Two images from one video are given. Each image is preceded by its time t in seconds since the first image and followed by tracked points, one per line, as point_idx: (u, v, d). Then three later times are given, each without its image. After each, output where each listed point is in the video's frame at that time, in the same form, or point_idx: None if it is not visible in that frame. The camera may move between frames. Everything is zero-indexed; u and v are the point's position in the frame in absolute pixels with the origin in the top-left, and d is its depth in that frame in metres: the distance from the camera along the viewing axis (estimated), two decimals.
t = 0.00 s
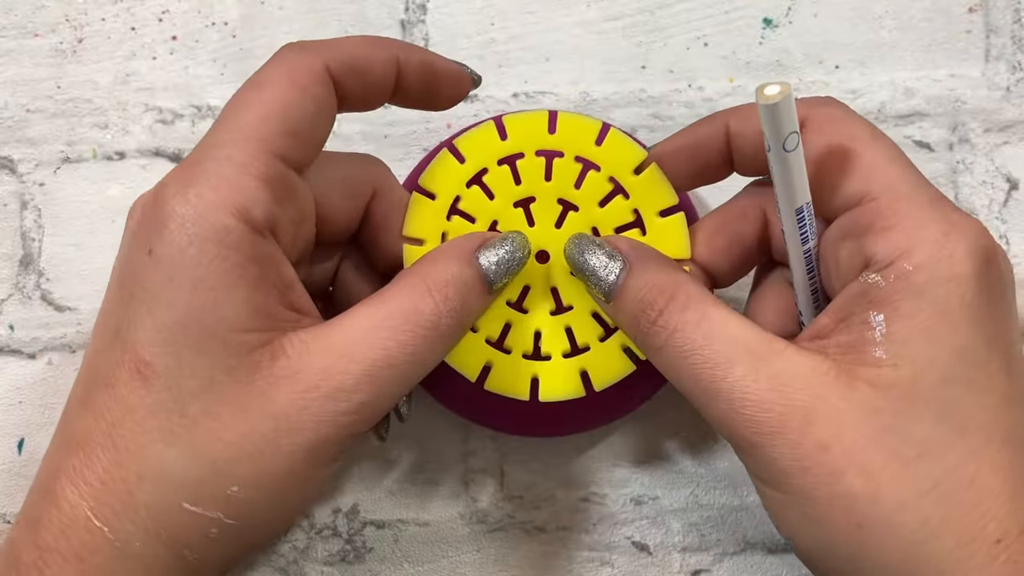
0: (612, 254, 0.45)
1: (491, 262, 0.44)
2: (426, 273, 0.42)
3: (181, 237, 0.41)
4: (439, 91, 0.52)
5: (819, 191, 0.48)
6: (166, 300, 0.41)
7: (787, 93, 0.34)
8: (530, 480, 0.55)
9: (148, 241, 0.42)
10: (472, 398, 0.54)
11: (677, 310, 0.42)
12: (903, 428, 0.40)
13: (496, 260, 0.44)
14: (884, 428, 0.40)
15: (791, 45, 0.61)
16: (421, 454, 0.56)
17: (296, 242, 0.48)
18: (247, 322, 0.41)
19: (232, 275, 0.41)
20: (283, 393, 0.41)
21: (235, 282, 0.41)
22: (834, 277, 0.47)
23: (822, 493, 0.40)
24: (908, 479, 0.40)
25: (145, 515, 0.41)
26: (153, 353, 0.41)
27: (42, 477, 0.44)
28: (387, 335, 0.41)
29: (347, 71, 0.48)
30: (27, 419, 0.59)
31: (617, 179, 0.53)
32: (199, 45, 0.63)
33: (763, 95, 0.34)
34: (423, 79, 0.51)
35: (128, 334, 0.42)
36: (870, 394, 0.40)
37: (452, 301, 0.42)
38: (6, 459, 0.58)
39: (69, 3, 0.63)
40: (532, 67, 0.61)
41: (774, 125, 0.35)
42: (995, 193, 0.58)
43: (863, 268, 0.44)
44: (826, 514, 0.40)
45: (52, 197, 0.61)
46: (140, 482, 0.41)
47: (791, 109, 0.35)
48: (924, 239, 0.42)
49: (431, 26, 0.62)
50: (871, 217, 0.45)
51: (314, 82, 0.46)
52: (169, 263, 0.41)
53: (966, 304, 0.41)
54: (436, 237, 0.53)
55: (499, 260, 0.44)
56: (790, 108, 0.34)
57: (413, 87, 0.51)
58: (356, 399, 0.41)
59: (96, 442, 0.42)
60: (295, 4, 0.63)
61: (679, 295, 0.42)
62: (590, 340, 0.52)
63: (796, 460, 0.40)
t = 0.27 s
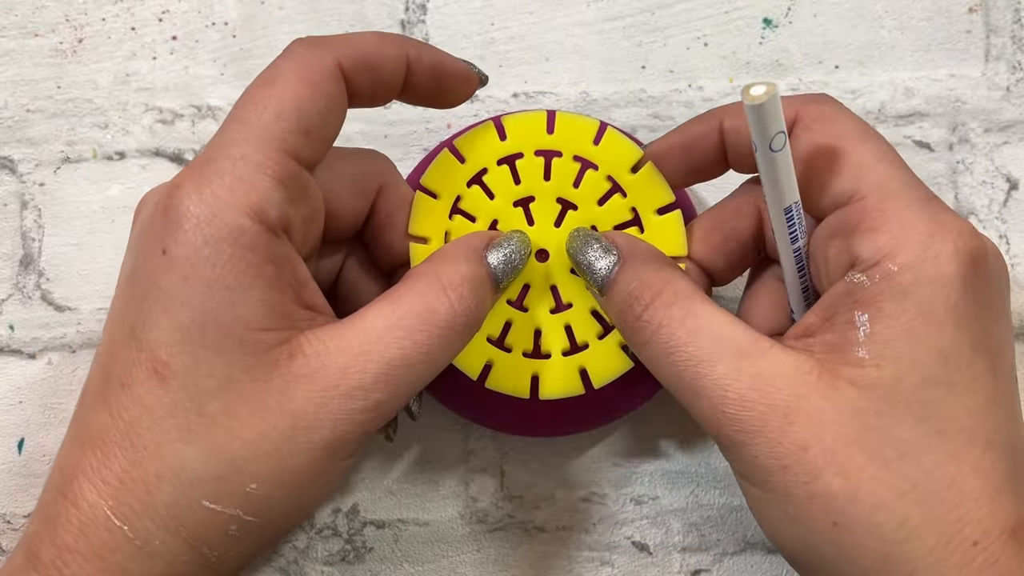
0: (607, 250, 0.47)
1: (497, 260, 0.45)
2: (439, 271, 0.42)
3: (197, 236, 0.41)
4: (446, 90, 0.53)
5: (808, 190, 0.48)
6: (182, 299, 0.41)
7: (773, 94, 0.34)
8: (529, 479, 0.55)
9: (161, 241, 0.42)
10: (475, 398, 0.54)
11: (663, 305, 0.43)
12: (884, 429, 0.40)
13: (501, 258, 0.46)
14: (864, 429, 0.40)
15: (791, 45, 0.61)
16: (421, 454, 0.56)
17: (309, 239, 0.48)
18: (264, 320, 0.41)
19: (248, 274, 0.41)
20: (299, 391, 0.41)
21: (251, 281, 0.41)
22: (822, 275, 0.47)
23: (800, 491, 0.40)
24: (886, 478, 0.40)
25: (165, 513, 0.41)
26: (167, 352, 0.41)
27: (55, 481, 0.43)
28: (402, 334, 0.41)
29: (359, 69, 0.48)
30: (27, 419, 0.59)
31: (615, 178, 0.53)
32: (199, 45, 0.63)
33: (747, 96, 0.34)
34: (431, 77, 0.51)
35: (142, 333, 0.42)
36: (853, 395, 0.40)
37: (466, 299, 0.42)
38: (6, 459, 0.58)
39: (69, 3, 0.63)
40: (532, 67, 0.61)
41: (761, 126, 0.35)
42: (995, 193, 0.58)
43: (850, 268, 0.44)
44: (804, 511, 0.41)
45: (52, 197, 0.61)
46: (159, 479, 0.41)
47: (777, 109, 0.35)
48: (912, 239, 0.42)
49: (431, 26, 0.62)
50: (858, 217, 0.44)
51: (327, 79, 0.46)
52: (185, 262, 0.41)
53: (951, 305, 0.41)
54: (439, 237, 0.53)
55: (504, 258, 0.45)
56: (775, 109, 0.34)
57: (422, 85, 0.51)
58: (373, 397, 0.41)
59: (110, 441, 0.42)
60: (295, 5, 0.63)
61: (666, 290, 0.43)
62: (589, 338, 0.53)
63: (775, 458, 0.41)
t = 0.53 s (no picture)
0: (607, 247, 0.47)
1: (501, 259, 0.46)
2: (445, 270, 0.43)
3: (203, 233, 0.41)
4: (451, 90, 0.52)
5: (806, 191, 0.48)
6: (188, 295, 0.41)
7: (770, 92, 0.34)
8: (529, 479, 0.55)
9: (167, 237, 0.42)
10: (476, 397, 0.54)
11: (660, 303, 0.43)
12: (879, 427, 0.40)
13: (504, 256, 0.46)
14: (859, 428, 0.40)
15: (791, 45, 0.61)
16: (421, 455, 0.56)
17: (314, 237, 0.48)
18: (269, 316, 0.41)
19: (254, 271, 0.41)
20: (305, 387, 0.41)
21: (257, 278, 0.41)
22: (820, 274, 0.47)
23: (796, 490, 0.41)
24: (881, 477, 0.40)
25: (170, 510, 0.41)
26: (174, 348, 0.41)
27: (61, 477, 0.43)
28: (408, 331, 0.41)
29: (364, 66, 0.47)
30: (27, 419, 0.59)
31: (616, 177, 0.53)
32: (199, 45, 0.63)
33: (746, 95, 0.34)
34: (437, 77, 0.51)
35: (147, 329, 0.42)
36: (851, 394, 0.40)
37: (471, 296, 0.43)
38: (6, 459, 0.58)
39: (69, 3, 0.63)
40: (532, 68, 0.61)
41: (758, 125, 0.35)
42: (995, 194, 0.58)
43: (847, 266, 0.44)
44: (800, 509, 0.41)
45: (52, 197, 0.61)
46: (165, 474, 0.41)
47: (774, 108, 0.35)
48: (909, 238, 0.42)
49: (431, 26, 0.62)
50: (854, 216, 0.44)
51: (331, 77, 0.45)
52: (191, 259, 0.41)
53: (948, 305, 0.41)
54: (441, 236, 0.53)
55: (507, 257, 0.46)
56: (772, 108, 0.35)
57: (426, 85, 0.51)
58: (379, 394, 0.41)
59: (115, 436, 0.42)
60: (295, 5, 0.63)
61: (664, 288, 0.43)
62: (591, 337, 0.53)
63: (772, 456, 0.41)
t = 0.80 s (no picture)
0: (604, 245, 0.47)
1: (500, 259, 0.46)
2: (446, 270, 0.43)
3: (203, 233, 0.41)
4: (454, 90, 0.52)
5: (798, 188, 0.48)
6: (190, 296, 0.41)
7: (761, 91, 0.34)
8: (529, 479, 0.55)
9: (169, 237, 0.42)
10: (476, 396, 0.54)
11: (654, 302, 0.43)
12: (871, 426, 0.40)
13: (503, 256, 0.46)
14: (850, 427, 0.40)
15: (791, 45, 0.61)
16: (421, 455, 0.56)
17: (314, 237, 0.48)
18: (269, 316, 0.41)
19: (255, 271, 0.41)
20: (305, 387, 0.41)
21: (257, 278, 0.41)
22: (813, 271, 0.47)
23: (787, 489, 0.41)
24: (872, 476, 0.40)
25: (171, 510, 0.41)
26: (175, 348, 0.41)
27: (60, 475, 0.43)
28: (407, 331, 0.41)
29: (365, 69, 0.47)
30: (27, 419, 0.59)
31: (614, 177, 0.53)
32: (199, 45, 0.63)
33: (737, 93, 0.34)
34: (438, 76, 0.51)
35: (147, 329, 0.42)
36: (843, 393, 0.40)
37: (470, 297, 0.43)
38: (6, 459, 0.58)
39: (69, 3, 0.63)
40: (532, 68, 0.61)
41: (750, 122, 0.35)
42: (995, 193, 0.58)
43: (840, 265, 0.44)
44: (791, 508, 0.41)
45: (52, 197, 0.61)
46: (163, 474, 0.41)
47: (766, 107, 0.35)
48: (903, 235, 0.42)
49: (431, 26, 0.62)
50: (848, 214, 0.44)
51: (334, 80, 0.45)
52: (193, 259, 0.41)
53: (939, 303, 0.41)
54: (441, 236, 0.53)
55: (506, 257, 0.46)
56: (764, 106, 0.34)
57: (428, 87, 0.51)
58: (379, 393, 0.41)
59: (115, 435, 0.42)
60: (295, 5, 0.63)
61: (658, 287, 0.43)
62: (590, 337, 0.53)
63: (763, 455, 0.41)
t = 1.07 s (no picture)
0: (606, 252, 0.47)
1: (498, 265, 0.45)
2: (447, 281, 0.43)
3: (210, 261, 0.42)
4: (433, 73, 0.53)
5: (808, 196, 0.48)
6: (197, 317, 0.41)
7: (788, 92, 0.34)
8: (529, 479, 0.55)
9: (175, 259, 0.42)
10: (477, 398, 0.53)
11: (660, 312, 0.43)
12: (873, 435, 0.40)
13: (503, 261, 0.45)
14: (850, 434, 0.41)
15: (791, 45, 0.61)
16: (421, 455, 0.56)
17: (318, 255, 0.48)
18: (276, 340, 0.41)
19: (262, 296, 0.41)
20: (310, 407, 0.41)
21: (264, 302, 0.41)
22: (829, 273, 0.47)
23: (788, 492, 0.41)
24: (873, 484, 0.40)
25: (181, 532, 0.41)
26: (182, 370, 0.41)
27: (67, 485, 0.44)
28: (408, 346, 0.41)
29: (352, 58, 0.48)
30: (27, 419, 0.59)
31: (611, 183, 0.54)
32: (199, 45, 0.63)
33: (764, 93, 0.34)
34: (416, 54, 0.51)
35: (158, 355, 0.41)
36: (843, 399, 0.41)
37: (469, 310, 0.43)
38: (6, 459, 0.58)
39: (69, 3, 0.63)
40: (532, 68, 0.61)
41: (776, 121, 0.35)
42: (995, 193, 0.58)
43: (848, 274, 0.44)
44: (791, 512, 0.41)
45: (52, 197, 0.61)
46: (169, 490, 0.41)
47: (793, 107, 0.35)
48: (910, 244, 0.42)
49: (430, 26, 0.62)
50: (852, 221, 0.44)
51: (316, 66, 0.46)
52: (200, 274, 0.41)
53: (945, 317, 0.41)
54: (439, 244, 0.54)
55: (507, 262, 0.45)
56: (790, 105, 0.34)
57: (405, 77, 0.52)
58: (383, 409, 0.41)
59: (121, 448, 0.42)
60: (295, 5, 0.63)
61: (665, 297, 0.43)
62: (591, 338, 0.53)
63: (765, 458, 0.41)
